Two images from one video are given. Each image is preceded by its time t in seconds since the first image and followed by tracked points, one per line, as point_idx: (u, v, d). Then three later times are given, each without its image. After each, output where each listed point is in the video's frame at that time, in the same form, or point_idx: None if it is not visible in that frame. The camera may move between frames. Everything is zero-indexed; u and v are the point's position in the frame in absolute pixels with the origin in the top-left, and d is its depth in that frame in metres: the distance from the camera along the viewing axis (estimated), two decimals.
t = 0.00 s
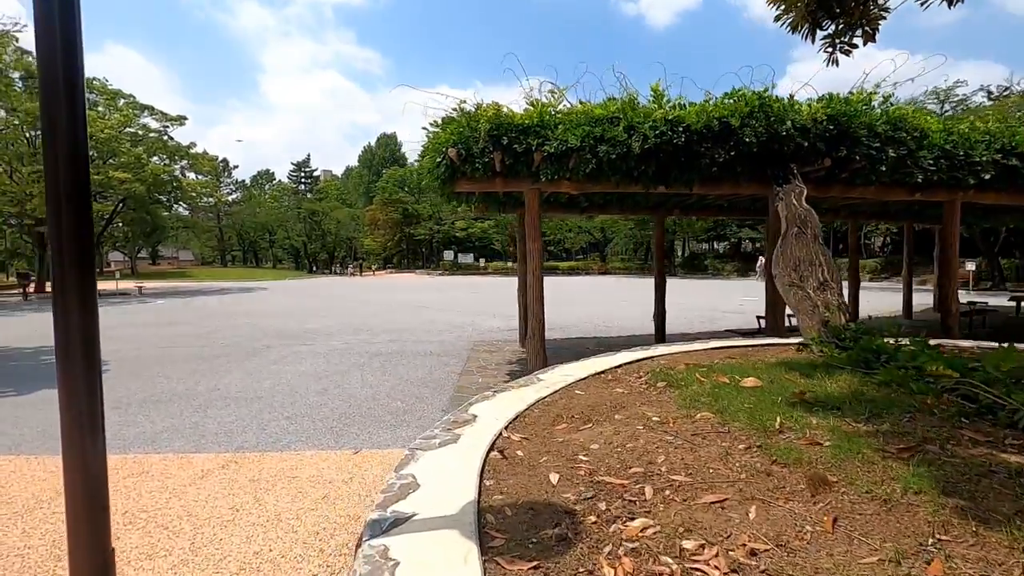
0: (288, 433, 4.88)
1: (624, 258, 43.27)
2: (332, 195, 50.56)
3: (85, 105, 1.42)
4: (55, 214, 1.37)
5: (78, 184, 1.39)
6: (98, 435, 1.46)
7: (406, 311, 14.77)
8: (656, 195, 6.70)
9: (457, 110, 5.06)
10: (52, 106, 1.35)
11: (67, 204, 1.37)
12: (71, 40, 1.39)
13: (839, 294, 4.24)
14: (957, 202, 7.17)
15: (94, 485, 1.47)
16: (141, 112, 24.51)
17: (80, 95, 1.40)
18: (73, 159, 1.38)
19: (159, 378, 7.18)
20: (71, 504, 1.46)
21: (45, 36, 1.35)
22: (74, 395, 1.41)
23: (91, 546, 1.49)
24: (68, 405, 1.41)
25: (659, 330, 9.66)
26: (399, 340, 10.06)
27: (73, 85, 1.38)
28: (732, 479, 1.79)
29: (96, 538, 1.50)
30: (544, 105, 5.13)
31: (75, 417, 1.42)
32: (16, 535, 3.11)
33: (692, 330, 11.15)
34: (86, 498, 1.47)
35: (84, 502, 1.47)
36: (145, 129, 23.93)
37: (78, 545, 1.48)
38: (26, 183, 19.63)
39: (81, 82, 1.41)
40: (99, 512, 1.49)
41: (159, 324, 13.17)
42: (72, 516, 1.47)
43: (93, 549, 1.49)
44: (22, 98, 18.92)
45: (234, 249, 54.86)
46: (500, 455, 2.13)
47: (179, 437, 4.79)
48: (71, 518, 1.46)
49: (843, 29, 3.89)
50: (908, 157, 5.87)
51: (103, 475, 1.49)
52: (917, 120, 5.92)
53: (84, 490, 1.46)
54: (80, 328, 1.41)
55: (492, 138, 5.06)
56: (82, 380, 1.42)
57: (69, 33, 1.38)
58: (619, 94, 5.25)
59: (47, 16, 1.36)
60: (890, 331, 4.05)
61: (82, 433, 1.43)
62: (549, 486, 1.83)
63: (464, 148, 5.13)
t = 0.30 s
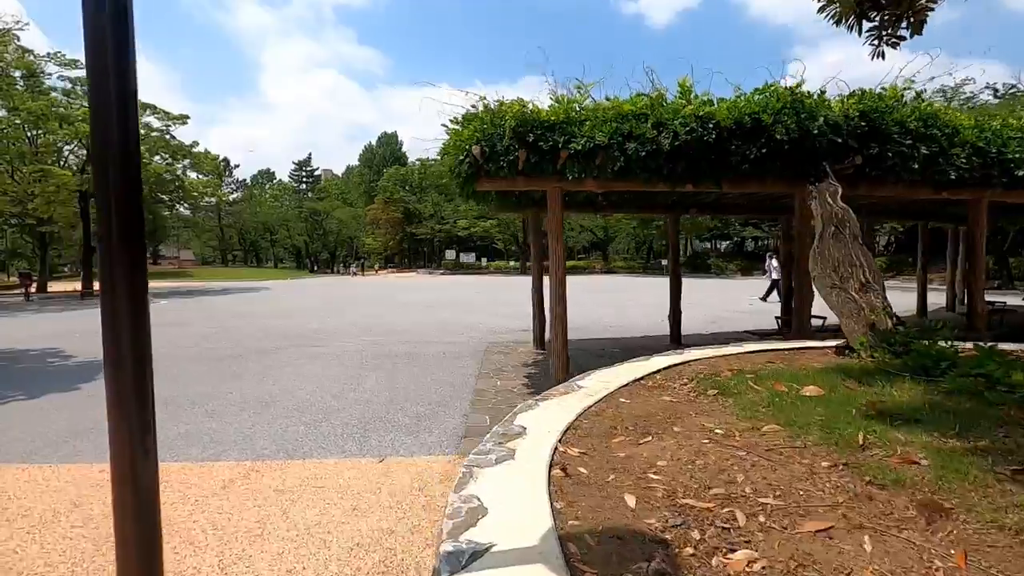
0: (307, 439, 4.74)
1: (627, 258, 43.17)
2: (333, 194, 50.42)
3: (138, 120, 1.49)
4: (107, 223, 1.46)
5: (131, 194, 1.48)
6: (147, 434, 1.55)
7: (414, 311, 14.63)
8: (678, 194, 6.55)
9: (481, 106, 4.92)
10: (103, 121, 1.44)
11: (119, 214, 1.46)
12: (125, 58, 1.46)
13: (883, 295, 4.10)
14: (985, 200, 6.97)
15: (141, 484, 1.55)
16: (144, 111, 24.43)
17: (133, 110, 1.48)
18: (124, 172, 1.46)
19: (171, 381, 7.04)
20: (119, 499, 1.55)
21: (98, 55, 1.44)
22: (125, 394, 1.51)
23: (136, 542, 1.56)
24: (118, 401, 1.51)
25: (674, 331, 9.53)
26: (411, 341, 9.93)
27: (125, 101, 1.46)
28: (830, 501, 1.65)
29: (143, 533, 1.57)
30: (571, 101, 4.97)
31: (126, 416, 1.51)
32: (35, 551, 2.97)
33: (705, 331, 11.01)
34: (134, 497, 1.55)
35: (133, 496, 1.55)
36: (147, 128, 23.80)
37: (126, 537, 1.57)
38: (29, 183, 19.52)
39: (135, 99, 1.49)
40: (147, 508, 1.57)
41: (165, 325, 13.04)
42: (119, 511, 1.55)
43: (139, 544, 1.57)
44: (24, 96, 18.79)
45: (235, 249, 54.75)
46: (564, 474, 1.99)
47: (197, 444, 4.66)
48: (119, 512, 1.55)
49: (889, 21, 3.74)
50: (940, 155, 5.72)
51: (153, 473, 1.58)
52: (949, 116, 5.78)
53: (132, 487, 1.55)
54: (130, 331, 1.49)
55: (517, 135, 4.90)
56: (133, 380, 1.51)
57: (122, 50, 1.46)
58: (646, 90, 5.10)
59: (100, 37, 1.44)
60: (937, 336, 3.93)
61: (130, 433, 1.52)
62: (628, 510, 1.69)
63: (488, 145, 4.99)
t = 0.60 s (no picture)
0: (327, 445, 4.60)
1: (630, 257, 43.04)
2: (335, 192, 50.31)
3: (192, 102, 1.40)
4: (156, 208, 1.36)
5: (181, 177, 1.38)
6: (198, 435, 1.44)
7: (421, 311, 14.51)
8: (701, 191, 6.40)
9: (505, 100, 4.76)
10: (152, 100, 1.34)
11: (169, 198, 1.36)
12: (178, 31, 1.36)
13: (929, 297, 3.97)
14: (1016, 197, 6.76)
15: (192, 489, 1.44)
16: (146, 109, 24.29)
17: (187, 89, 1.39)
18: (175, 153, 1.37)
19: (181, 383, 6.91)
20: (168, 507, 1.43)
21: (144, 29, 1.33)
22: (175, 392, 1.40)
23: (186, 555, 1.45)
24: (167, 400, 1.40)
25: (690, 332, 9.37)
26: (422, 341, 9.79)
27: (178, 80, 1.36)
28: (938, 529, 1.51)
29: (193, 542, 1.45)
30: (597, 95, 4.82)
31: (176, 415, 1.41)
32: (53, 566, 2.83)
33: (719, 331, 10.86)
34: (184, 505, 1.44)
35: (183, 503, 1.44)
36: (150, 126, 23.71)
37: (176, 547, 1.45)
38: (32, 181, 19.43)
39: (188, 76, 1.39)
40: (198, 518, 1.46)
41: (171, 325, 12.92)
42: (168, 520, 1.44)
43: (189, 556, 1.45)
44: (27, 94, 18.69)
45: (237, 247, 54.69)
46: (632, 492, 1.85)
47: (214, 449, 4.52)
48: (167, 519, 1.44)
49: (939, 9, 3.57)
50: (974, 152, 5.56)
51: (204, 478, 1.46)
52: (984, 112, 5.60)
53: (183, 494, 1.43)
54: (182, 325, 1.40)
55: (542, 130, 4.74)
56: (184, 378, 1.40)
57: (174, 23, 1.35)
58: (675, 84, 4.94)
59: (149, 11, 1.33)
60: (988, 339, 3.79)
61: (181, 434, 1.42)
62: (716, 536, 1.55)
63: (511, 142, 4.84)
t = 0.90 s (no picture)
0: (346, 451, 4.42)
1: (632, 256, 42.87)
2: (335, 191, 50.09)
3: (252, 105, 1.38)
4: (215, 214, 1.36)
5: (239, 169, 1.36)
6: (255, 433, 1.44)
7: (427, 311, 14.33)
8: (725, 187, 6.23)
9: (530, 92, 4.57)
10: (212, 105, 1.33)
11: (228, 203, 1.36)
12: (239, 38, 1.34)
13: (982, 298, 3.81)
14: None
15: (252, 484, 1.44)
16: (147, 107, 24.08)
17: (250, 96, 1.38)
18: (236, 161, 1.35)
19: (189, 385, 6.72)
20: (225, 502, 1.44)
21: (203, 35, 1.32)
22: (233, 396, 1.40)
23: (240, 549, 1.44)
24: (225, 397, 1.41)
25: (706, 332, 9.19)
26: (431, 342, 9.60)
27: (241, 86, 1.35)
28: None
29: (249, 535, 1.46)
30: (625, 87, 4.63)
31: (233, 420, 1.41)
32: None
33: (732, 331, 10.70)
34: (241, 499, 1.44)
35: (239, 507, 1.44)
36: (150, 124, 23.51)
37: (229, 550, 1.46)
38: (32, 179, 19.23)
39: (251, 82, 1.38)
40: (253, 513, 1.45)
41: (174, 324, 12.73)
42: (224, 515, 1.44)
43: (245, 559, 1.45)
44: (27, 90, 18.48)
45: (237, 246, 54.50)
46: (714, 515, 1.67)
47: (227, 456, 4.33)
48: (220, 521, 1.44)
49: None
50: (1011, 146, 5.36)
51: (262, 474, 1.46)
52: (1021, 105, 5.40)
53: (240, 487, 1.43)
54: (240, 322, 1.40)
55: (569, 123, 4.55)
56: (244, 381, 1.41)
57: (236, 29, 1.33)
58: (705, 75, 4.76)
59: (211, 21, 1.32)
60: None
61: (236, 439, 1.41)
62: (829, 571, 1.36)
63: (536, 135, 4.65)
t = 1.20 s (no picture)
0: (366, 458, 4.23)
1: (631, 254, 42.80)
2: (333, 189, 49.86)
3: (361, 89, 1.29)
4: (321, 217, 1.28)
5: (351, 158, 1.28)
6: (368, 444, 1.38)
7: (432, 310, 14.17)
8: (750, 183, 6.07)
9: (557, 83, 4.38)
10: (319, 101, 1.25)
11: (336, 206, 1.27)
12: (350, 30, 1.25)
13: None
14: None
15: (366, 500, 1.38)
16: (145, 103, 23.80)
17: (362, 91, 1.29)
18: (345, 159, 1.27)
19: (196, 388, 6.53)
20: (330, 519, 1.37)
21: (310, 26, 1.23)
22: (337, 408, 1.33)
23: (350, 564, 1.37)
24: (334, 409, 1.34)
25: (721, 332, 9.03)
26: (440, 342, 9.44)
27: (352, 79, 1.26)
28: None
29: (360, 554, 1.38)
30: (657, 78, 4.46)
31: (336, 431, 1.33)
32: None
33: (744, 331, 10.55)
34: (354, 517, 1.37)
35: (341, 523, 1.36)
36: (149, 121, 23.28)
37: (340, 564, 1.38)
38: (28, 176, 18.98)
39: (362, 76, 1.29)
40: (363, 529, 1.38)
41: (175, 324, 12.54)
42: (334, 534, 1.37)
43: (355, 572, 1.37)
44: (23, 86, 18.22)
45: (235, 245, 54.27)
46: (820, 546, 1.49)
47: (243, 464, 4.14)
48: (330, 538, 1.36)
49: None
50: None
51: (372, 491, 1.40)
52: None
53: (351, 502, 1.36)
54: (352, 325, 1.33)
55: (598, 116, 4.37)
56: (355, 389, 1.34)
57: (347, 19, 1.24)
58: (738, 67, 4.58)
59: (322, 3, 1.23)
60: None
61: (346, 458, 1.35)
62: None
63: (563, 128, 4.46)
